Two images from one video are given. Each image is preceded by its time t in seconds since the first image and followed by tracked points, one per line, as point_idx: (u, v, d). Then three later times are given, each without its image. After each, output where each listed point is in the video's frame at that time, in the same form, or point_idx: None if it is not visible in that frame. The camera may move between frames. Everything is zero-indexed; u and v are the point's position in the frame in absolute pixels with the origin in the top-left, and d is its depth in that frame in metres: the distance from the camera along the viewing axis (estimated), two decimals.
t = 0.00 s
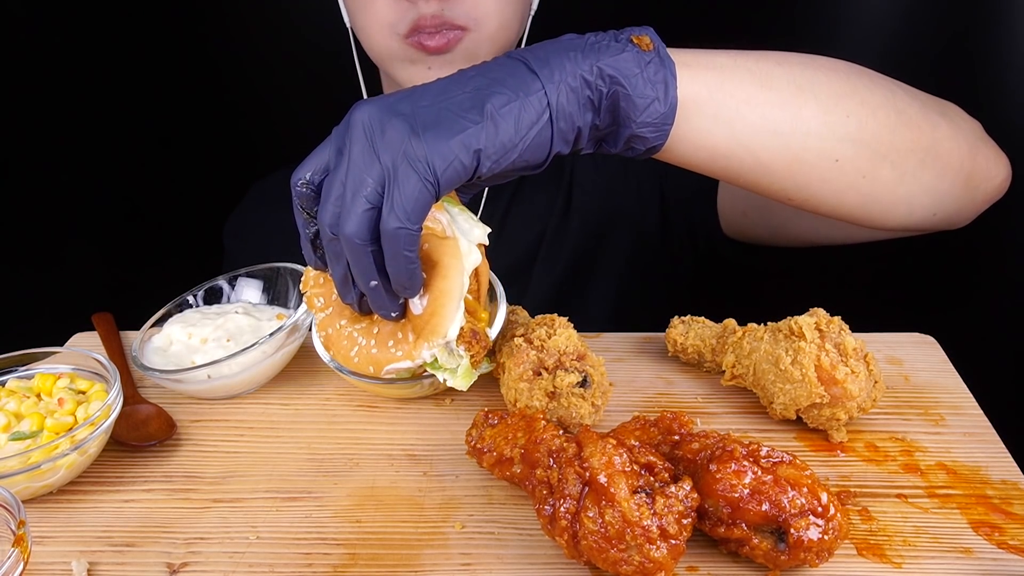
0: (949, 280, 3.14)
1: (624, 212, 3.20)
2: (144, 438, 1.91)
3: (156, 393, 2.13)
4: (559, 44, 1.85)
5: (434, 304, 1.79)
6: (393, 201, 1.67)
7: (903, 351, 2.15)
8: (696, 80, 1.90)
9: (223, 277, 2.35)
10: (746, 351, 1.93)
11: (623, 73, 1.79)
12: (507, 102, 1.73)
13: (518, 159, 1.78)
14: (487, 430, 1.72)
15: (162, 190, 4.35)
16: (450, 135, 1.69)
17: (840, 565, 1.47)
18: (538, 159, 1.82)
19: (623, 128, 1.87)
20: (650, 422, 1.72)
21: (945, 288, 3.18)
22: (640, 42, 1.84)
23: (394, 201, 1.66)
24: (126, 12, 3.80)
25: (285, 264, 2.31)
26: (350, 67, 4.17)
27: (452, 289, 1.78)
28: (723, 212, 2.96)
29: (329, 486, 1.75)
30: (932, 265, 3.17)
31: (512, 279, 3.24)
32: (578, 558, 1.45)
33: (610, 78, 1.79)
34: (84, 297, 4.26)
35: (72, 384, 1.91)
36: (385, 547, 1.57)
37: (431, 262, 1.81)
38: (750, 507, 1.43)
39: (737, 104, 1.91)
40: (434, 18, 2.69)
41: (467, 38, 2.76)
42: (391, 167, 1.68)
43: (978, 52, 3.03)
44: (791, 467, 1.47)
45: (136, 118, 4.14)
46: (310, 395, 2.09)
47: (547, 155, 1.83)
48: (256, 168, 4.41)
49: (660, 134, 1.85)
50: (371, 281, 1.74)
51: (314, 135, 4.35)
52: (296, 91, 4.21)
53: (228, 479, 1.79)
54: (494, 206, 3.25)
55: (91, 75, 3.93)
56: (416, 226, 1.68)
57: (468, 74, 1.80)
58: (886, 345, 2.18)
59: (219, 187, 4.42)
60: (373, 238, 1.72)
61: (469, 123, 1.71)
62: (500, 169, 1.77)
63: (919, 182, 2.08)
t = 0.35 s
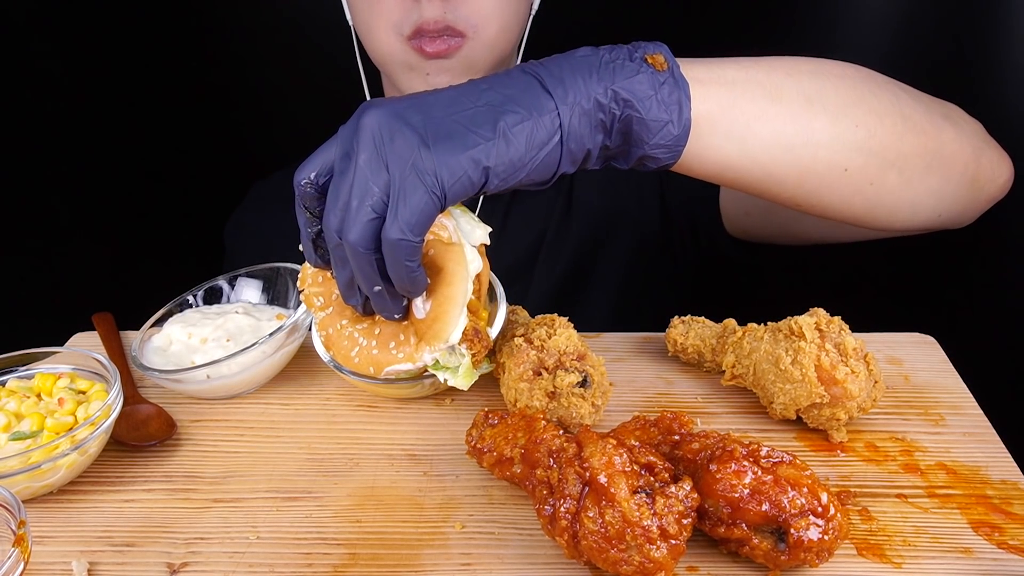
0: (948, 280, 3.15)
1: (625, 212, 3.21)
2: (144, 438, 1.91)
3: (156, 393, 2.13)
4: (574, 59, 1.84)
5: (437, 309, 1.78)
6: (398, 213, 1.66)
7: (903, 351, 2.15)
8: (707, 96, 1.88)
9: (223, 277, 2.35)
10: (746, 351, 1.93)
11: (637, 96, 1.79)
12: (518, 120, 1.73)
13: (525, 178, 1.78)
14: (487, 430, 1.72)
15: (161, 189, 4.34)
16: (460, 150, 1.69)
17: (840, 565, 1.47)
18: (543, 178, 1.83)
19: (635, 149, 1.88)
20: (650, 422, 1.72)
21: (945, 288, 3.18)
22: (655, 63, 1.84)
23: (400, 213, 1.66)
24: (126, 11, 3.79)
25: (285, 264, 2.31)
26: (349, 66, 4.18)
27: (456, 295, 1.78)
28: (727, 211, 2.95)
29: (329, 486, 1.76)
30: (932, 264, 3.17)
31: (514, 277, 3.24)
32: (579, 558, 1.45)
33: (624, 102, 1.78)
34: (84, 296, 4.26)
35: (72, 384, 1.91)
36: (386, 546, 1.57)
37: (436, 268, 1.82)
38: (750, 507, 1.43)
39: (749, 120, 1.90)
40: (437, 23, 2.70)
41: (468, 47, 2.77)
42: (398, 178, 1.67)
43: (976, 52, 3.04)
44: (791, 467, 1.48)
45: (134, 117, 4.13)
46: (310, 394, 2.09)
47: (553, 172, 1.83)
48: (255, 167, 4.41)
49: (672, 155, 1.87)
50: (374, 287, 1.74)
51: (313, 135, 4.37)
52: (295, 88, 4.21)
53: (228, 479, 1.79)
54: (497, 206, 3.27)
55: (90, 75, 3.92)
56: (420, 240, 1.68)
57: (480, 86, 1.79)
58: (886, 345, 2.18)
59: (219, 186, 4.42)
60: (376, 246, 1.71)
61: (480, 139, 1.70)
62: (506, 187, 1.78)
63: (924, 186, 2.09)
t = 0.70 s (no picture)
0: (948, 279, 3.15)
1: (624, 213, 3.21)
2: (144, 438, 1.91)
3: (156, 393, 2.13)
4: (587, 73, 1.82)
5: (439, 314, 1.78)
6: (405, 225, 1.64)
7: (903, 351, 2.15)
8: (718, 112, 1.88)
9: (222, 278, 2.34)
10: (746, 351, 1.93)
11: (650, 117, 1.78)
12: (530, 136, 1.72)
13: (532, 196, 1.78)
14: (487, 430, 1.72)
15: (161, 189, 4.34)
16: (471, 165, 1.66)
17: (840, 565, 1.47)
18: (550, 194, 1.84)
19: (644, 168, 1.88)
20: (650, 422, 1.72)
21: (945, 288, 3.18)
22: (669, 81, 1.82)
23: (407, 225, 1.64)
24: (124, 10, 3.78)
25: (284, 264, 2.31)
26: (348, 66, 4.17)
27: (461, 301, 1.77)
28: (727, 216, 2.95)
29: (329, 486, 1.76)
30: (931, 264, 3.17)
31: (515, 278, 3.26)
32: (578, 558, 1.45)
33: (636, 123, 1.78)
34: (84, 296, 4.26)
35: (72, 384, 1.91)
36: (385, 547, 1.57)
37: (441, 274, 1.80)
38: (750, 507, 1.43)
39: (761, 136, 1.89)
40: (439, 37, 2.70)
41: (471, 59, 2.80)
42: (406, 188, 1.64)
43: (975, 52, 3.03)
44: (791, 467, 1.47)
45: (133, 117, 4.12)
46: (310, 394, 2.09)
47: (560, 188, 1.83)
48: (253, 166, 4.40)
49: (681, 175, 1.88)
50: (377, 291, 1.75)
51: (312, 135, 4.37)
52: (294, 87, 4.21)
53: (228, 479, 1.79)
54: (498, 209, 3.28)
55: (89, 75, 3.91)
56: (426, 253, 1.66)
57: (491, 97, 1.77)
58: (886, 345, 2.18)
59: (218, 186, 4.42)
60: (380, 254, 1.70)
61: (491, 152, 1.69)
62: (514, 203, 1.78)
63: (929, 196, 2.10)
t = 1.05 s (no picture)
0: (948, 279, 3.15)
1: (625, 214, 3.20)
2: (144, 438, 1.91)
3: (156, 393, 2.13)
4: (658, 96, 1.72)
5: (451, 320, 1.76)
6: (451, 242, 1.55)
7: (904, 351, 2.15)
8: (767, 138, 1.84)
9: (222, 278, 2.34)
10: (746, 351, 1.93)
11: (712, 155, 1.71)
12: (592, 164, 1.62)
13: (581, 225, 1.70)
14: (487, 430, 1.72)
15: (160, 190, 4.34)
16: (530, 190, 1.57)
17: (840, 565, 1.47)
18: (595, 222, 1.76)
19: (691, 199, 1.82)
20: (650, 422, 1.72)
21: (945, 288, 3.19)
22: (729, 114, 1.75)
23: (453, 242, 1.55)
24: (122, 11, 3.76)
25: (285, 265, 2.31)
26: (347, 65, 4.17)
27: (479, 310, 1.76)
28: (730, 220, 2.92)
29: (330, 486, 1.76)
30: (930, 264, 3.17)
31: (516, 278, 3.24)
32: (578, 558, 1.45)
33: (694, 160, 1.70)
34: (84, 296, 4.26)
35: (72, 384, 1.91)
36: (386, 547, 1.57)
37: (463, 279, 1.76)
38: (750, 507, 1.43)
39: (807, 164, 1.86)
40: (432, 20, 2.69)
41: (466, 41, 2.77)
42: (460, 202, 1.55)
43: (975, 52, 3.03)
44: (791, 467, 1.47)
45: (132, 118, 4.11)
46: (310, 394, 2.09)
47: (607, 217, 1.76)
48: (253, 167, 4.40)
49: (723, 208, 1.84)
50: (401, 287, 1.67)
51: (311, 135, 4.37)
52: (294, 87, 4.21)
53: (228, 479, 1.79)
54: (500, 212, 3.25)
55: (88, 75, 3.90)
56: (468, 271, 1.59)
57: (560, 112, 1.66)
58: (886, 345, 2.18)
59: (218, 186, 4.42)
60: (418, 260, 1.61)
61: (548, 180, 1.60)
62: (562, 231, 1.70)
63: (949, 216, 2.13)
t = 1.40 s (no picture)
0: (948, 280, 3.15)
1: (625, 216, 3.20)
2: (144, 438, 1.91)
3: (156, 393, 2.13)
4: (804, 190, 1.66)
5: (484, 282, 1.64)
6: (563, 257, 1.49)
7: (904, 351, 2.15)
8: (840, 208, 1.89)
9: (222, 278, 2.34)
10: (746, 351, 1.93)
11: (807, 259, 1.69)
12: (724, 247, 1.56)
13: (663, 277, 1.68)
14: (487, 430, 1.72)
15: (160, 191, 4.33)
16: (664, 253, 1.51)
17: (840, 565, 1.47)
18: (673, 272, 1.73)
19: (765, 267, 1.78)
20: (650, 422, 1.72)
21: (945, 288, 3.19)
22: (838, 227, 1.69)
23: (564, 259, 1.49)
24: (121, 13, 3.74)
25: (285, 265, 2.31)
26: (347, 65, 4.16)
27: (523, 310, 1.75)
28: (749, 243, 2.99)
29: (330, 486, 1.76)
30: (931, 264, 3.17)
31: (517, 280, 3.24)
32: (579, 558, 1.45)
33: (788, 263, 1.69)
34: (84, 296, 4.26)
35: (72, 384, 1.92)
36: (386, 546, 1.57)
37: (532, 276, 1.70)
38: (750, 507, 1.43)
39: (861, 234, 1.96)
40: (431, 28, 2.68)
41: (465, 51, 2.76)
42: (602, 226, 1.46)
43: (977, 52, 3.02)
44: (791, 467, 1.47)
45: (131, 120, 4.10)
46: (310, 394, 2.10)
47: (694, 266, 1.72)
48: (253, 167, 4.39)
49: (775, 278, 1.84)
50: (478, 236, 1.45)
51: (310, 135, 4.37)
52: (293, 87, 4.19)
53: (229, 479, 1.79)
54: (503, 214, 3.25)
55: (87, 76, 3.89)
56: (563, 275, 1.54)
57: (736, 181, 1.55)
58: (887, 345, 2.18)
59: (218, 186, 4.41)
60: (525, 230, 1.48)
61: (688, 236, 1.51)
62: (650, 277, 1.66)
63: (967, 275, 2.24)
